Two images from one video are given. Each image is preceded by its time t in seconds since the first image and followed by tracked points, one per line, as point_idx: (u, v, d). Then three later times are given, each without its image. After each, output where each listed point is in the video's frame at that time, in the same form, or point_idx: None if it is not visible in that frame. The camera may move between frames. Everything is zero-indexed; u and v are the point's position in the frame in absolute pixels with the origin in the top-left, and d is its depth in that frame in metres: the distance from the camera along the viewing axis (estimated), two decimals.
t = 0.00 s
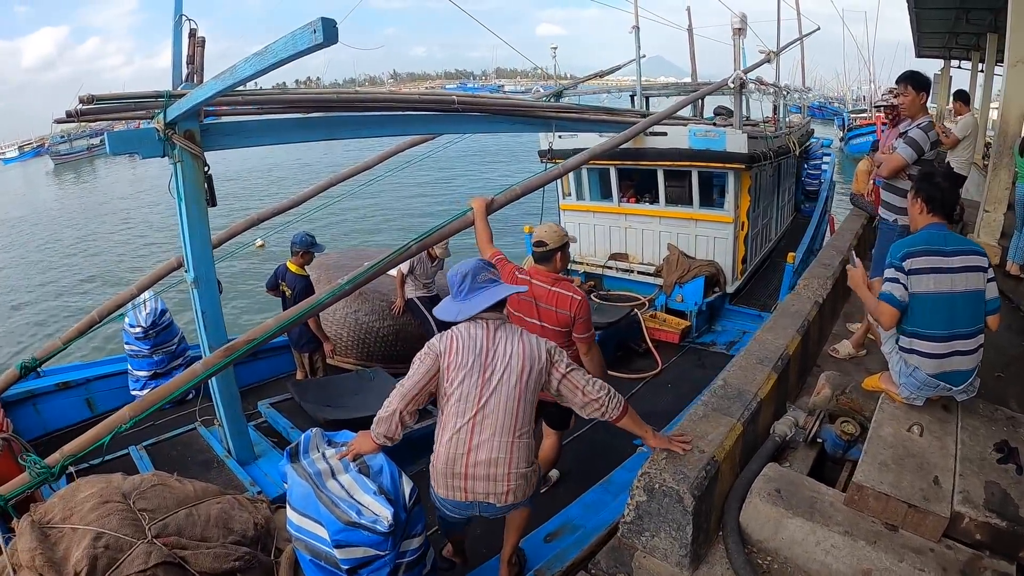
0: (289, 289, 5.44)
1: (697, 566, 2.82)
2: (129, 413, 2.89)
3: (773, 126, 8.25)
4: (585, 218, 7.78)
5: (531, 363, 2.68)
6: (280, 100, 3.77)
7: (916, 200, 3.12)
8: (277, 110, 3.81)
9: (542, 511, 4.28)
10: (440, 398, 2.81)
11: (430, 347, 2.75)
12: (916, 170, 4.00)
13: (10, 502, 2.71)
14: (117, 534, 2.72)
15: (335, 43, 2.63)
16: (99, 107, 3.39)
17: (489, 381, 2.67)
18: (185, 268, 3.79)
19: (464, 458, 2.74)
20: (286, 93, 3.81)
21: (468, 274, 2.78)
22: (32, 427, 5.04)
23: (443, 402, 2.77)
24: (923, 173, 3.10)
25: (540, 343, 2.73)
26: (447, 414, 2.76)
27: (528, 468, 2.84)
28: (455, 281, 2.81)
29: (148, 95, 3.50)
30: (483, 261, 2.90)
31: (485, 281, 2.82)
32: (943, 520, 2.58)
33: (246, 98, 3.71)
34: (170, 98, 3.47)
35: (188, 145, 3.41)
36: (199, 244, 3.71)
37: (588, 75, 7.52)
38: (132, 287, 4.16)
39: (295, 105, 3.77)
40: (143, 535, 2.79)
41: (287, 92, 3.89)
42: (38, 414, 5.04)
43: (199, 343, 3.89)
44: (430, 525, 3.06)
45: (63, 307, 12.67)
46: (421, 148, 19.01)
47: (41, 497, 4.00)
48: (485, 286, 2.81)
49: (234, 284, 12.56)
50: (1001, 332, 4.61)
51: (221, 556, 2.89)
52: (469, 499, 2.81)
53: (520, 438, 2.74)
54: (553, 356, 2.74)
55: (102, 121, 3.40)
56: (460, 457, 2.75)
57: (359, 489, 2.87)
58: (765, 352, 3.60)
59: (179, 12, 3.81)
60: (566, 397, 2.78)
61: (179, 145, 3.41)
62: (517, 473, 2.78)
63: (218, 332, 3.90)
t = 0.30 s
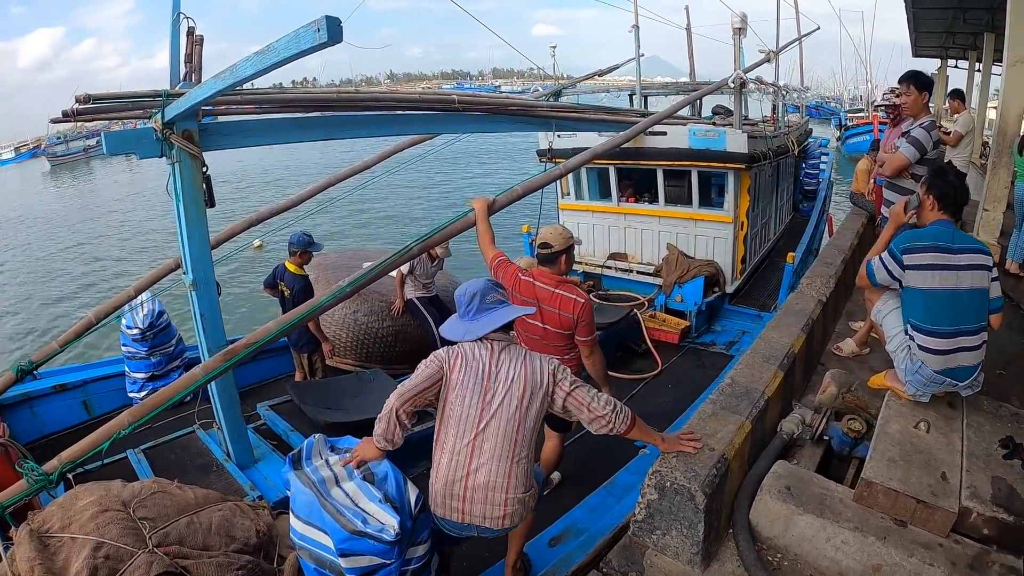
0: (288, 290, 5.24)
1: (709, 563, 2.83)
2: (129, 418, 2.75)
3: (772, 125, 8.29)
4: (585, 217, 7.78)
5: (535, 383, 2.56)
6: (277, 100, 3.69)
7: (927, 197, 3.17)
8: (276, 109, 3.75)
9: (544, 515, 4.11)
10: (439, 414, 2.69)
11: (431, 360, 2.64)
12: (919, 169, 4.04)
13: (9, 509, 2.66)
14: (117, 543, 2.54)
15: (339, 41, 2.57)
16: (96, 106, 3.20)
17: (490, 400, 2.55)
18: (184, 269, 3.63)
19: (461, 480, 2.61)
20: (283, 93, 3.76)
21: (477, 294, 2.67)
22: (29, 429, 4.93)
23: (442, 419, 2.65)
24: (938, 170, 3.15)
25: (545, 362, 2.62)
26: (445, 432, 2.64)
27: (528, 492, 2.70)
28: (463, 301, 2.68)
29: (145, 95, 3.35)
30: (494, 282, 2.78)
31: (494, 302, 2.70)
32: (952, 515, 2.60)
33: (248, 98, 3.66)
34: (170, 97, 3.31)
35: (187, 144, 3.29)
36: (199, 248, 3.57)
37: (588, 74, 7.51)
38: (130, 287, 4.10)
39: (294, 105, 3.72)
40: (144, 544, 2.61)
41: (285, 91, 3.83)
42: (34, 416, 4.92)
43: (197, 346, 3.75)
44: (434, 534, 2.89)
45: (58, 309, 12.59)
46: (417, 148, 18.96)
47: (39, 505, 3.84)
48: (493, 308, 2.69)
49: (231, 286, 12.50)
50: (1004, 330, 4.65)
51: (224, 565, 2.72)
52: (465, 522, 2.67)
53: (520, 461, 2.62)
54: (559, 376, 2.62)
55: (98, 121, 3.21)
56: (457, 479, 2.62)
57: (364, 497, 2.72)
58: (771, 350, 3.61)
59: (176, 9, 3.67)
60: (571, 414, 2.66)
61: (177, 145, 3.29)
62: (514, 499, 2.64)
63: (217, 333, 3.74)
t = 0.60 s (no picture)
0: (283, 291, 5.15)
1: (711, 560, 2.83)
2: (125, 424, 2.65)
3: (769, 125, 8.32)
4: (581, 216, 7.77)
5: (524, 390, 2.48)
6: (270, 99, 3.69)
7: (931, 195, 3.18)
8: (271, 108, 3.74)
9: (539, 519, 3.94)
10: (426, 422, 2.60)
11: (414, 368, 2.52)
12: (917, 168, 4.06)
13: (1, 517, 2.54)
14: (114, 552, 2.48)
15: (334, 42, 2.52)
16: (90, 107, 3.05)
17: (479, 410, 2.47)
18: (178, 272, 3.51)
19: (450, 488, 2.56)
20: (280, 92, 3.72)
21: (469, 302, 2.48)
22: (23, 431, 4.90)
23: (429, 428, 2.56)
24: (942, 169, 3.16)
25: (535, 369, 2.53)
26: (433, 440, 2.56)
27: (519, 497, 2.65)
28: (453, 307, 2.49)
29: (139, 94, 3.19)
30: (485, 285, 2.58)
31: (485, 310, 2.53)
32: (952, 510, 2.62)
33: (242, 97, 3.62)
34: (164, 97, 3.16)
35: (181, 145, 3.17)
36: (195, 251, 3.45)
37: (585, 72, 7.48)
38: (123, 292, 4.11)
39: (291, 104, 3.72)
40: (140, 553, 2.55)
41: (282, 91, 3.81)
42: (28, 418, 4.89)
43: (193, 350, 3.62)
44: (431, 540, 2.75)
45: (53, 311, 12.52)
46: (413, 149, 18.94)
47: (34, 512, 3.76)
48: (485, 317, 2.52)
49: (227, 287, 12.45)
50: (1004, 327, 4.68)
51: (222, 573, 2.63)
52: (455, 530, 2.62)
53: (510, 468, 2.55)
54: (548, 382, 2.54)
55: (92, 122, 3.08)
56: (447, 487, 2.56)
57: (362, 505, 2.53)
58: (771, 348, 3.62)
59: (170, 6, 3.61)
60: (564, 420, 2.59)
61: (171, 146, 3.17)
62: (505, 506, 2.59)
63: (212, 338, 3.61)
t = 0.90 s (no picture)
0: (277, 291, 5.07)
1: (710, 557, 2.83)
2: (116, 428, 2.60)
3: (768, 124, 8.32)
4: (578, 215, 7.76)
5: (517, 398, 2.47)
6: (264, 100, 3.61)
7: (927, 194, 3.19)
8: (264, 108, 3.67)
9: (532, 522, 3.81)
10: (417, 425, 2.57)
11: (408, 371, 2.49)
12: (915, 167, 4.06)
13: None
14: (105, 560, 2.29)
15: (326, 44, 2.46)
16: (81, 107, 2.98)
17: (470, 416, 2.45)
18: (171, 273, 3.42)
19: (438, 493, 2.54)
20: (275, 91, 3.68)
21: (462, 311, 2.48)
22: (17, 432, 4.87)
23: (419, 432, 2.54)
24: (940, 167, 3.16)
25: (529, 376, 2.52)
26: (423, 445, 2.54)
27: (506, 506, 2.63)
28: (447, 316, 2.50)
29: (132, 94, 3.13)
30: (479, 295, 2.59)
31: (478, 318, 2.52)
32: (951, 508, 2.62)
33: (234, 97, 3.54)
34: (157, 97, 3.13)
35: (172, 146, 3.10)
36: (188, 252, 3.39)
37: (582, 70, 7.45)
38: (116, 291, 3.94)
39: (286, 104, 3.69)
40: (131, 561, 2.36)
41: (274, 91, 3.77)
42: (21, 419, 4.85)
43: (186, 352, 3.54)
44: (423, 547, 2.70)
45: (50, 310, 12.47)
46: (411, 148, 18.93)
47: (28, 517, 3.55)
48: (479, 325, 2.51)
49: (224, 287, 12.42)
50: (1004, 325, 4.69)
51: None
52: (441, 536, 2.59)
53: (499, 477, 2.54)
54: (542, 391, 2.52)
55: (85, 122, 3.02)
56: (434, 493, 2.54)
57: (354, 514, 2.45)
58: (769, 346, 3.61)
59: (164, 6, 3.41)
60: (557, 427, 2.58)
61: (163, 147, 3.10)
62: (492, 514, 2.56)
63: (205, 341, 3.53)
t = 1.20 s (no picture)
0: (269, 292, 5.05)
1: (704, 558, 2.82)
2: (106, 432, 2.59)
3: (766, 123, 8.31)
4: (575, 215, 7.76)
5: (504, 402, 2.47)
6: (259, 99, 3.59)
7: (923, 195, 3.18)
8: (257, 107, 3.66)
9: (524, 525, 3.74)
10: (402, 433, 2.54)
11: (391, 380, 2.45)
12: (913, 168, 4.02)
13: None
14: (93, 566, 2.30)
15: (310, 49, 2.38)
16: (72, 108, 2.98)
17: (457, 422, 2.43)
18: (162, 275, 3.41)
19: (426, 500, 2.53)
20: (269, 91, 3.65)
21: (447, 315, 2.43)
22: (11, 432, 4.87)
23: (405, 440, 2.52)
24: (935, 168, 3.14)
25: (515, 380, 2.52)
26: (409, 452, 2.52)
27: (492, 510, 2.64)
28: (431, 320, 2.45)
29: (122, 94, 3.10)
30: (464, 298, 2.54)
31: (463, 323, 2.48)
32: (946, 509, 2.61)
33: (223, 97, 3.50)
34: (147, 97, 3.10)
35: (163, 147, 3.10)
36: (179, 254, 3.37)
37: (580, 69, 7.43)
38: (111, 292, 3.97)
39: (279, 104, 3.66)
40: (119, 567, 2.35)
41: (267, 90, 3.74)
42: (15, 418, 4.85)
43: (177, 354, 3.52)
44: (412, 551, 2.69)
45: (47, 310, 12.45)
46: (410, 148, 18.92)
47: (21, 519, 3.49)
48: (464, 330, 2.47)
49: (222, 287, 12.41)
50: (1000, 325, 4.68)
51: None
52: (429, 541, 2.58)
53: (486, 480, 2.54)
54: (527, 394, 2.53)
55: (76, 123, 3.01)
56: (422, 500, 2.53)
57: (343, 525, 2.41)
58: (765, 347, 3.60)
59: (156, 6, 3.36)
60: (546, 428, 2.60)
61: (154, 147, 3.10)
62: (480, 518, 2.57)
63: (197, 344, 3.50)
